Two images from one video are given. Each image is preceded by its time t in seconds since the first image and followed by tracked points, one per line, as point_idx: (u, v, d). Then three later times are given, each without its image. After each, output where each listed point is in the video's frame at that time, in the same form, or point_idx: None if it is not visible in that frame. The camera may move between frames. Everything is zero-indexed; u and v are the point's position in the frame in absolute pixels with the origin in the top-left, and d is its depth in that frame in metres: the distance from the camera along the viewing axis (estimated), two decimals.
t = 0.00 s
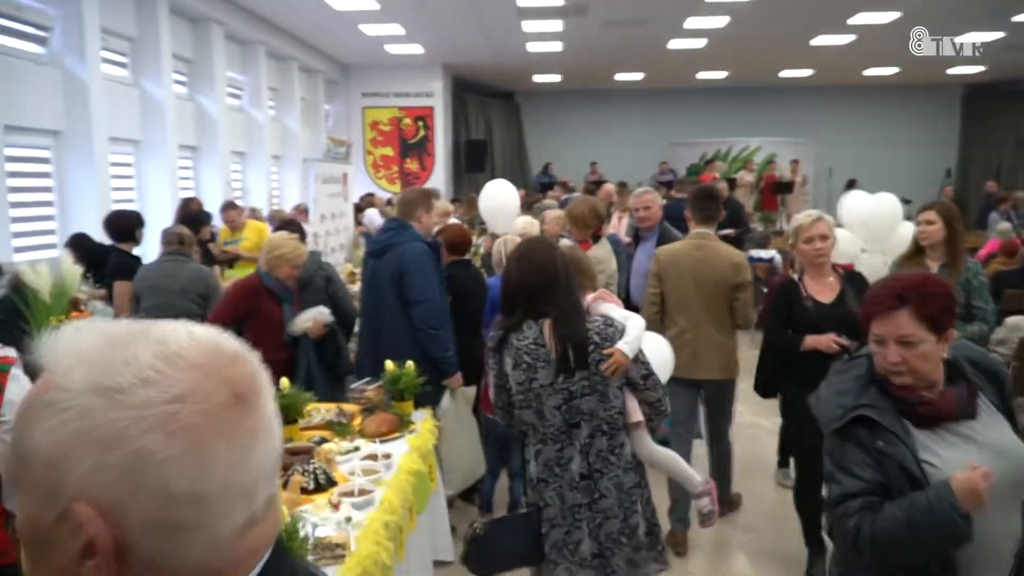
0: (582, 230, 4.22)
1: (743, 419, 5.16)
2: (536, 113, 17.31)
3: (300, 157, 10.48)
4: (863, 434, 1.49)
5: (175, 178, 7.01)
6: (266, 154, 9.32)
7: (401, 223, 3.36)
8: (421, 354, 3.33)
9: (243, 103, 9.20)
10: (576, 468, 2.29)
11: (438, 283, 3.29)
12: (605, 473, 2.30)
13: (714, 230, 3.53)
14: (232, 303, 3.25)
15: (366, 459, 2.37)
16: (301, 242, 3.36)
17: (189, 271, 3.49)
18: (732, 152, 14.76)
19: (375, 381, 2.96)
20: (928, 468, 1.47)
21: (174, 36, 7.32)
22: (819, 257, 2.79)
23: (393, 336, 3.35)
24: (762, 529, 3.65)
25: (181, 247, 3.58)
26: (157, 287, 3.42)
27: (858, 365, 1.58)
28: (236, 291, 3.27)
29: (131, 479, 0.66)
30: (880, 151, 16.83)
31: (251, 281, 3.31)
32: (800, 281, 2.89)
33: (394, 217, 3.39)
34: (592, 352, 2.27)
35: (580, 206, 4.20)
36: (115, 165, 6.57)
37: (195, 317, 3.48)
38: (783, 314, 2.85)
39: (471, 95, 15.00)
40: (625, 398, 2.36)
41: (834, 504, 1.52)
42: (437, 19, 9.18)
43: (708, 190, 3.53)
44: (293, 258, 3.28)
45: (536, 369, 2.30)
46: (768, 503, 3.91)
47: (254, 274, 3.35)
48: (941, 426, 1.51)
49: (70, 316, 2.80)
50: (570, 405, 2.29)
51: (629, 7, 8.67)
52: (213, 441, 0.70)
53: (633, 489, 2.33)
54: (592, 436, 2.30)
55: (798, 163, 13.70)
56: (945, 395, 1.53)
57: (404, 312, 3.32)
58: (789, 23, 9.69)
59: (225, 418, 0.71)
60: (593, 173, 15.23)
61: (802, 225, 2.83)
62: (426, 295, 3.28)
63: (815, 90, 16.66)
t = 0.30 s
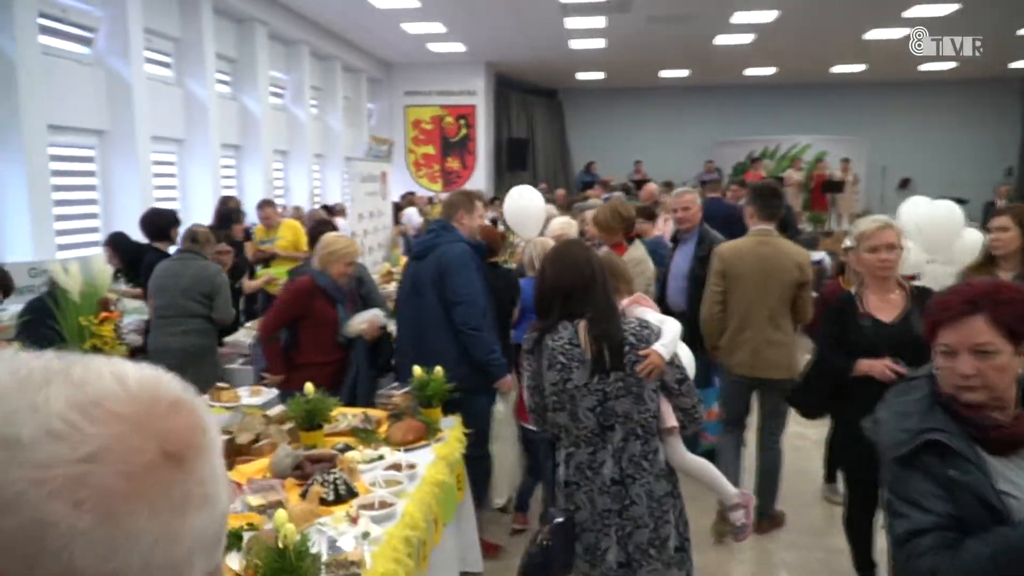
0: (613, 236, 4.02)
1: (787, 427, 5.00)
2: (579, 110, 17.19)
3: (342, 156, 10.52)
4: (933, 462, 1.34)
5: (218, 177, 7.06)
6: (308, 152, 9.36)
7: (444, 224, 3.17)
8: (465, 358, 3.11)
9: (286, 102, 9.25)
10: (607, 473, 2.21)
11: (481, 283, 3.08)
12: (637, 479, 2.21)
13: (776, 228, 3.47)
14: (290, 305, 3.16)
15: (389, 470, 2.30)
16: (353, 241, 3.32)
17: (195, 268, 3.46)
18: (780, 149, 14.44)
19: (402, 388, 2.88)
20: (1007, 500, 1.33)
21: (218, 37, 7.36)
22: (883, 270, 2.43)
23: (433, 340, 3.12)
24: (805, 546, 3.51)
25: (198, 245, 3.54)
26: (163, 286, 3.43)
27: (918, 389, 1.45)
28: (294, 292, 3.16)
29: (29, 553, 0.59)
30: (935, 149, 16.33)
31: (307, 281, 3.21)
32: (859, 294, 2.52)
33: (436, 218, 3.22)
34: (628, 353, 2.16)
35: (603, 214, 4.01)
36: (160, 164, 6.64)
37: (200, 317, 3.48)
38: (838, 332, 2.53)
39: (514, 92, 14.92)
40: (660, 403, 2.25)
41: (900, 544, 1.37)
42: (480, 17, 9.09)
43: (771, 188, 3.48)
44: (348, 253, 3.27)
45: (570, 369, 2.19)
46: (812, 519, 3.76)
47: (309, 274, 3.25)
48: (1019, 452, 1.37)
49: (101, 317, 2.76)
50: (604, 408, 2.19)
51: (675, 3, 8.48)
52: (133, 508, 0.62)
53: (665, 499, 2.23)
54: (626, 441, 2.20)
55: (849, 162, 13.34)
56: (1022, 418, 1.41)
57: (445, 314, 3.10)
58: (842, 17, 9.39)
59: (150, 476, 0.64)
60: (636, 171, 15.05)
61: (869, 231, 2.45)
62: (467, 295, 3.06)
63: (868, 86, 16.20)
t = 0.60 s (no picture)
0: (649, 240, 3.87)
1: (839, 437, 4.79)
2: (627, 110, 16.99)
3: (386, 156, 10.53)
4: None
5: (262, 177, 7.07)
6: (353, 151, 9.36)
7: (510, 227, 3.04)
8: (529, 366, 2.98)
9: (331, 101, 9.28)
10: (643, 472, 2.13)
11: (549, 289, 2.96)
12: (672, 481, 2.12)
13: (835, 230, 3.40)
14: (357, 304, 3.08)
15: (423, 480, 2.22)
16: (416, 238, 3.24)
17: (218, 268, 3.48)
18: (832, 149, 14.07)
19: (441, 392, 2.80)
20: None
21: (264, 35, 7.39)
22: (977, 284, 2.19)
23: (496, 347, 3.00)
24: (858, 563, 3.32)
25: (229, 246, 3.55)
26: (188, 286, 3.48)
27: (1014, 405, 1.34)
28: (360, 291, 3.09)
29: None
30: (995, 150, 15.77)
31: (373, 280, 3.14)
32: (939, 309, 2.28)
33: (499, 221, 3.06)
34: (664, 358, 2.08)
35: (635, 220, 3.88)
36: (205, 163, 6.68)
37: (221, 319, 3.50)
38: (912, 348, 2.31)
39: (560, 91, 14.80)
40: (696, 407, 2.16)
41: None
42: (525, 15, 9.00)
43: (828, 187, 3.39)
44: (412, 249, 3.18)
45: (606, 374, 2.14)
46: (865, 534, 3.57)
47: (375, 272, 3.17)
48: None
49: (136, 317, 2.74)
50: (639, 409, 2.12)
51: None
52: None
53: (699, 502, 2.14)
54: (661, 442, 2.12)
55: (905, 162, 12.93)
56: None
57: (512, 320, 2.97)
58: (899, 13, 9.09)
59: (85, 540, 0.65)
60: (683, 171, 14.80)
61: (958, 238, 2.22)
62: (535, 302, 2.93)
63: (925, 84, 15.71)
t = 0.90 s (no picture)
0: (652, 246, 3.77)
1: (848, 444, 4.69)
2: (632, 111, 16.90)
3: (389, 157, 10.46)
4: None
5: (263, 177, 7.00)
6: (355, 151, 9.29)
7: (548, 230, 2.89)
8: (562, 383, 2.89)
9: (333, 101, 9.22)
10: (639, 463, 2.00)
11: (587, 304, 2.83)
12: (667, 474, 1.99)
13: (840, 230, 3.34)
14: (375, 309, 2.87)
15: (420, 493, 2.14)
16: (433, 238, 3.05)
17: (218, 273, 3.40)
18: (838, 151, 13.97)
19: (439, 401, 2.72)
20: None
21: (266, 34, 7.32)
22: (1006, 313, 1.83)
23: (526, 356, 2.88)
24: (869, 572, 3.21)
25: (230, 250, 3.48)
26: (187, 291, 3.40)
27: None
28: (381, 296, 2.87)
29: None
30: (1003, 152, 15.65)
31: (391, 283, 2.93)
32: (963, 337, 1.93)
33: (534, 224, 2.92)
34: (667, 351, 1.93)
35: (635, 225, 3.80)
36: (206, 163, 6.61)
37: (222, 325, 3.42)
38: (933, 379, 1.98)
39: (564, 93, 14.73)
40: (697, 402, 2.00)
41: None
42: (529, 15, 8.91)
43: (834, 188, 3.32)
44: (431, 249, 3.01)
45: (609, 361, 1.99)
46: (876, 543, 3.46)
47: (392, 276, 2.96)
48: None
49: (126, 322, 2.65)
50: (638, 400, 1.98)
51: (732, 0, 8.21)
52: None
53: (696, 497, 2.01)
54: (659, 435, 1.99)
55: (913, 165, 12.81)
56: None
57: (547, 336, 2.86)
58: (908, 14, 8.99)
59: None
60: (688, 172, 14.71)
61: (981, 257, 1.87)
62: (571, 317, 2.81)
63: (933, 86, 15.60)
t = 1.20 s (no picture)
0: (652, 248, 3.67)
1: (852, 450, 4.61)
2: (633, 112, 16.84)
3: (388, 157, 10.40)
4: None
5: (260, 178, 6.93)
6: (354, 152, 9.23)
7: (583, 232, 2.71)
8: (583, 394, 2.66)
9: (332, 101, 9.15)
10: (646, 468, 1.93)
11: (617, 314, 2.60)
12: (674, 480, 1.93)
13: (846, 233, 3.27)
14: (380, 313, 2.81)
15: (412, 505, 2.07)
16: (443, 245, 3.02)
17: (212, 277, 3.32)
18: (840, 153, 13.90)
19: (434, 407, 2.65)
20: None
21: (263, 33, 7.25)
22: None
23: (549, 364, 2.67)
24: None
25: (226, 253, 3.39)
26: (180, 294, 3.33)
27: None
28: (385, 300, 2.83)
29: None
30: (1007, 154, 15.57)
31: (398, 288, 2.88)
32: None
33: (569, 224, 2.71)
34: (676, 355, 1.85)
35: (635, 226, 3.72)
36: (202, 163, 6.54)
37: (216, 329, 3.34)
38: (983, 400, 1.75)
39: (565, 94, 14.66)
40: (704, 408, 1.93)
41: None
42: (529, 15, 8.85)
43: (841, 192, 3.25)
44: (441, 253, 2.98)
45: (617, 364, 1.90)
46: (882, 552, 3.38)
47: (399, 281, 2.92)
48: None
49: (112, 325, 2.59)
50: (646, 404, 1.90)
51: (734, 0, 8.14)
52: None
53: (704, 501, 1.95)
54: (666, 440, 1.91)
55: (917, 167, 12.72)
56: None
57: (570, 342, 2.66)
58: (912, 15, 8.92)
59: None
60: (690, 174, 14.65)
61: None
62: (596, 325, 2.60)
63: (935, 88, 15.52)
